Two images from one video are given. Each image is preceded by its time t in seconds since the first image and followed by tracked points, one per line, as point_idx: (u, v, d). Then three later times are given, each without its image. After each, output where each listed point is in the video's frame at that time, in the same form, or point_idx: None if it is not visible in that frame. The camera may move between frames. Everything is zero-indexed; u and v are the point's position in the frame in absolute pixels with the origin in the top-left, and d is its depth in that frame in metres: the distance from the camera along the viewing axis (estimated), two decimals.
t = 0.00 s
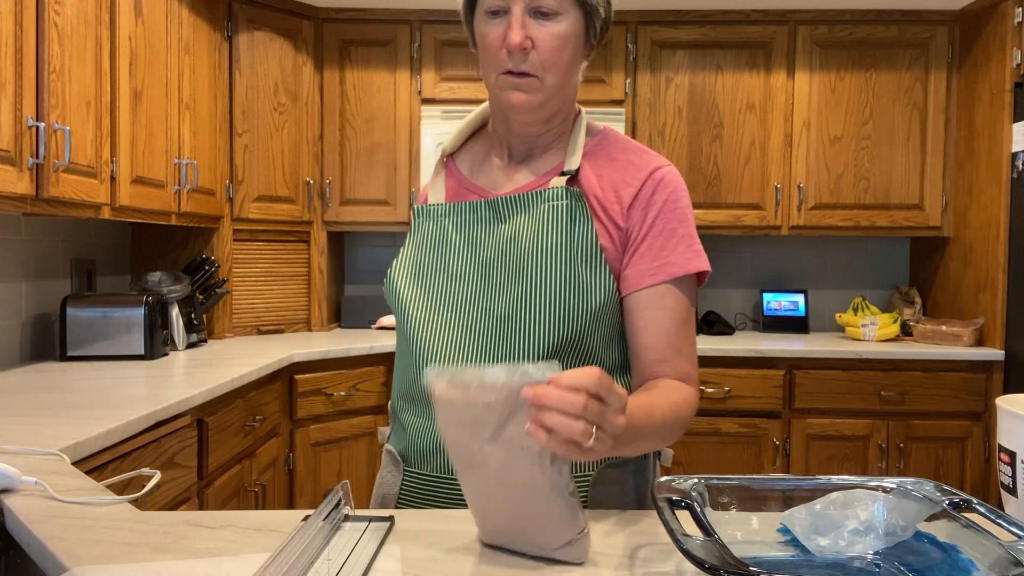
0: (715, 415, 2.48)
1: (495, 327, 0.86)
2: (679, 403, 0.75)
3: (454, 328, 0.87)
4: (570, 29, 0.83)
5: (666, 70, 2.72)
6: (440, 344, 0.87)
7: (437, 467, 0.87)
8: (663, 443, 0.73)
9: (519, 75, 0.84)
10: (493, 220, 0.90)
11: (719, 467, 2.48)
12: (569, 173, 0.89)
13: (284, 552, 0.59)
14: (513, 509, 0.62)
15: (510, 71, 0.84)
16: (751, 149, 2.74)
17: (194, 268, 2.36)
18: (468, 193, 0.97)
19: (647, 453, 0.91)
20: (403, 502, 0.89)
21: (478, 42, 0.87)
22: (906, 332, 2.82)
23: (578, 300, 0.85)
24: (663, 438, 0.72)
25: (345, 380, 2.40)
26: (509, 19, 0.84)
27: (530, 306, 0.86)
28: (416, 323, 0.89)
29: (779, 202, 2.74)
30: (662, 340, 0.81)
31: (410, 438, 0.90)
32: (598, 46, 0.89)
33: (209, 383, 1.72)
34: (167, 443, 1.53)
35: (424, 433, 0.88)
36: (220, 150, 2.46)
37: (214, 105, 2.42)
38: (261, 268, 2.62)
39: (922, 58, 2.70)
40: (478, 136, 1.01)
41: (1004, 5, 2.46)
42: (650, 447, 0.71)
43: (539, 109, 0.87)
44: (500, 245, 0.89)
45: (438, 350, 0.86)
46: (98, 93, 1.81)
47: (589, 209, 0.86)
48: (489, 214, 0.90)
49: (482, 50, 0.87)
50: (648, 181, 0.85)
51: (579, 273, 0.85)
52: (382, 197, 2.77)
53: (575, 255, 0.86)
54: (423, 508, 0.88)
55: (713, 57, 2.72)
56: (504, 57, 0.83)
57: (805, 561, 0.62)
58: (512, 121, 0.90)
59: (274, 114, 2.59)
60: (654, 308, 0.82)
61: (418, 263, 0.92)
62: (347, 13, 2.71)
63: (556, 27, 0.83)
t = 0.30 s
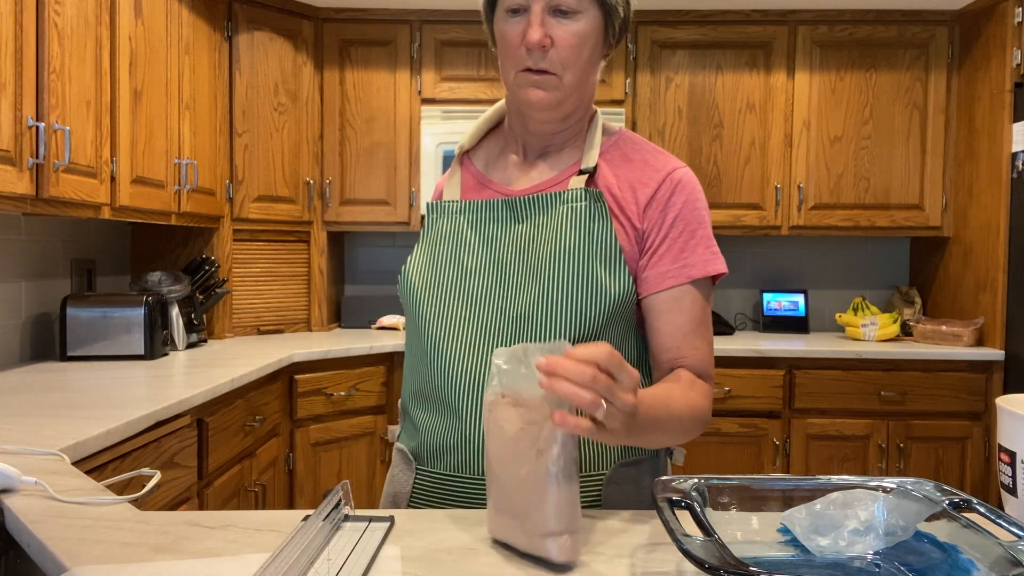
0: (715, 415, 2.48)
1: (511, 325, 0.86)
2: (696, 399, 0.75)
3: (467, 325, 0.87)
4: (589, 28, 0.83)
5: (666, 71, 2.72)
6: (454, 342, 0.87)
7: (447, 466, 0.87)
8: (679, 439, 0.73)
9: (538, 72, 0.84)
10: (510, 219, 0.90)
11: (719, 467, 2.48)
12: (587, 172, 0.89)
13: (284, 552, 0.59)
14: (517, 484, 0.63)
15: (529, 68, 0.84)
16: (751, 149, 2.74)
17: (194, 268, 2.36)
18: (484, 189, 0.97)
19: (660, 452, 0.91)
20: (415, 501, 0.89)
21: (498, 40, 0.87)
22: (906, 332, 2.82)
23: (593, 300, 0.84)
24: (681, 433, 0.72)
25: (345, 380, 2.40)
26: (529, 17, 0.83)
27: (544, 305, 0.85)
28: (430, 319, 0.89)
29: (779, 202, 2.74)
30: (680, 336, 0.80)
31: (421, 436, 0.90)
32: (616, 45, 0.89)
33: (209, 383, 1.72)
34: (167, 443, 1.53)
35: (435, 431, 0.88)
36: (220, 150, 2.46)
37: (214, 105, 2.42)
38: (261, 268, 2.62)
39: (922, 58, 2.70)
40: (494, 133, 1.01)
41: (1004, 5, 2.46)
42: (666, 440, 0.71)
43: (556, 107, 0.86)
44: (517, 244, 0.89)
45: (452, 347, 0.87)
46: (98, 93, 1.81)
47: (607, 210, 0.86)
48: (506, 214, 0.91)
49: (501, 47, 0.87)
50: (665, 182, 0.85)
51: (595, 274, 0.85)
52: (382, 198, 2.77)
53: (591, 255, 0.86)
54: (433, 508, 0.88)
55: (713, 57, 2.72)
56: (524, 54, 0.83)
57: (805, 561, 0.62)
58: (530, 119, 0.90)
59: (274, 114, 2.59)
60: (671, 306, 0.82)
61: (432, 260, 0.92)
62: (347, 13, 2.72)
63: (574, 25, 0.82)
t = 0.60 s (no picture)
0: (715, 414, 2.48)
1: (521, 324, 0.86)
2: (708, 401, 0.74)
3: (477, 324, 0.87)
4: (601, 26, 0.83)
5: (666, 70, 2.73)
6: (463, 341, 0.87)
7: (456, 465, 0.87)
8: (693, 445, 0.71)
9: (550, 71, 0.84)
10: (520, 218, 0.90)
11: (719, 467, 2.48)
12: (598, 170, 0.89)
13: (284, 552, 0.59)
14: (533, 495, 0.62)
15: (541, 66, 0.84)
16: (750, 149, 2.74)
17: (194, 268, 2.36)
18: (494, 186, 0.97)
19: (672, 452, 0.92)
20: (424, 500, 0.89)
21: (509, 39, 0.87)
22: (906, 332, 2.82)
23: (602, 300, 0.84)
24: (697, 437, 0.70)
25: (345, 380, 2.40)
26: (541, 16, 0.83)
27: (554, 304, 0.85)
28: (440, 317, 0.89)
29: (779, 202, 2.74)
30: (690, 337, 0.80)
31: (430, 434, 0.90)
32: (627, 43, 0.89)
33: (210, 383, 1.72)
34: (167, 443, 1.53)
35: (444, 430, 0.88)
36: (220, 150, 2.46)
37: (214, 105, 2.42)
38: (261, 268, 2.62)
39: (921, 58, 2.70)
40: (505, 129, 1.01)
41: (1004, 5, 2.46)
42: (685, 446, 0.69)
43: (567, 105, 0.86)
44: (528, 243, 0.89)
45: (461, 347, 0.87)
46: (98, 93, 1.81)
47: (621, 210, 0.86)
48: (517, 213, 0.91)
49: (512, 45, 0.87)
50: (675, 180, 0.85)
51: (606, 273, 0.84)
52: (382, 198, 2.77)
53: (602, 255, 0.85)
54: (441, 507, 0.88)
55: (713, 57, 2.72)
56: (536, 53, 0.83)
57: (805, 561, 0.62)
58: (541, 117, 0.90)
59: (274, 114, 2.59)
60: (682, 307, 0.81)
61: (443, 259, 0.92)
62: (347, 13, 2.72)
63: (587, 24, 0.82)
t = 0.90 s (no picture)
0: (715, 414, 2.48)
1: (530, 321, 0.86)
2: (724, 407, 0.73)
3: (487, 322, 0.87)
4: (610, 22, 0.83)
5: (666, 70, 2.73)
6: (473, 339, 0.87)
7: (464, 464, 0.87)
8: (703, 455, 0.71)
9: (559, 67, 0.83)
10: (531, 216, 0.90)
11: (719, 467, 2.48)
12: (610, 171, 0.89)
13: (284, 552, 0.59)
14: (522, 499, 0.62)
15: (550, 63, 0.84)
16: (750, 149, 2.74)
17: (194, 268, 2.36)
18: (505, 185, 0.97)
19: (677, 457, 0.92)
20: (433, 500, 0.89)
21: (518, 35, 0.87)
22: (906, 332, 2.82)
23: (613, 299, 0.83)
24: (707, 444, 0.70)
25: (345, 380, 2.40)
26: (549, 12, 0.83)
27: (564, 303, 0.85)
28: (450, 315, 0.89)
29: (779, 202, 2.74)
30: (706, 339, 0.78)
31: (438, 433, 0.90)
32: (636, 39, 0.89)
33: (210, 383, 1.72)
34: (167, 443, 1.53)
35: (453, 428, 0.88)
36: (220, 150, 2.46)
37: (214, 105, 2.42)
38: (261, 268, 2.62)
39: (922, 58, 2.70)
40: (516, 128, 1.01)
41: (1004, 5, 2.46)
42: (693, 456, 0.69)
43: (577, 102, 0.86)
44: (538, 241, 0.89)
45: (470, 344, 0.87)
46: (98, 93, 1.81)
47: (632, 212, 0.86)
48: (527, 211, 0.91)
49: (521, 43, 0.86)
50: (686, 181, 0.84)
51: (616, 272, 0.84)
52: (382, 198, 2.77)
53: (613, 254, 0.85)
54: (449, 507, 0.88)
55: (713, 57, 2.72)
56: (544, 50, 0.83)
57: (805, 561, 0.62)
58: (551, 115, 0.90)
59: (274, 114, 2.59)
60: (697, 308, 0.80)
61: (453, 256, 0.92)
62: (347, 13, 2.72)
63: (595, 20, 0.82)
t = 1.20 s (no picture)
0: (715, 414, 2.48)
1: (540, 321, 0.86)
2: (723, 412, 0.73)
3: (496, 322, 0.87)
4: (614, 18, 0.82)
5: (666, 71, 2.73)
6: (483, 339, 0.87)
7: (475, 463, 0.87)
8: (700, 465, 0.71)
9: (562, 66, 0.83)
10: (540, 216, 0.90)
11: (719, 468, 2.48)
12: (619, 168, 0.88)
13: (284, 552, 0.59)
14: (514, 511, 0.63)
15: (552, 61, 0.83)
16: (750, 149, 2.74)
17: (194, 268, 2.36)
18: (513, 185, 0.97)
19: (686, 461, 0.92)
20: (443, 499, 0.90)
21: (522, 34, 0.87)
22: (906, 332, 2.82)
23: (622, 299, 0.83)
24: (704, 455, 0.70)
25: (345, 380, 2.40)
26: (551, 11, 0.83)
27: (573, 303, 0.85)
28: (460, 315, 0.89)
29: (779, 202, 2.75)
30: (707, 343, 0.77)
31: (449, 432, 0.90)
32: (644, 34, 0.87)
33: (210, 383, 1.72)
34: (167, 443, 1.53)
35: (463, 427, 0.88)
36: (220, 150, 2.46)
37: (214, 105, 2.42)
38: (261, 268, 2.62)
39: (922, 58, 2.70)
40: (524, 129, 1.01)
41: (1004, 5, 2.46)
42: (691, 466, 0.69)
43: (582, 100, 0.86)
44: (548, 241, 0.89)
45: (480, 344, 0.87)
46: (98, 93, 1.81)
47: (639, 210, 0.85)
48: (537, 211, 0.90)
49: (525, 41, 0.86)
50: (694, 178, 0.84)
51: (625, 272, 0.84)
52: (382, 198, 2.77)
53: (622, 254, 0.85)
54: (460, 506, 0.88)
55: (713, 57, 2.72)
56: (547, 49, 0.83)
57: (805, 561, 0.62)
58: (558, 113, 0.90)
59: (274, 114, 2.59)
60: (699, 311, 0.79)
61: (463, 257, 0.92)
62: (347, 13, 2.72)
63: (598, 17, 0.81)
